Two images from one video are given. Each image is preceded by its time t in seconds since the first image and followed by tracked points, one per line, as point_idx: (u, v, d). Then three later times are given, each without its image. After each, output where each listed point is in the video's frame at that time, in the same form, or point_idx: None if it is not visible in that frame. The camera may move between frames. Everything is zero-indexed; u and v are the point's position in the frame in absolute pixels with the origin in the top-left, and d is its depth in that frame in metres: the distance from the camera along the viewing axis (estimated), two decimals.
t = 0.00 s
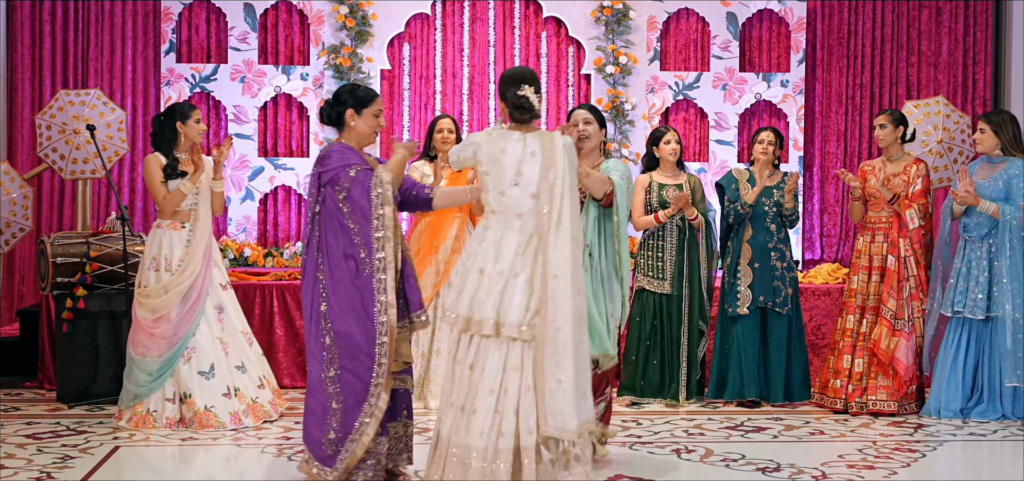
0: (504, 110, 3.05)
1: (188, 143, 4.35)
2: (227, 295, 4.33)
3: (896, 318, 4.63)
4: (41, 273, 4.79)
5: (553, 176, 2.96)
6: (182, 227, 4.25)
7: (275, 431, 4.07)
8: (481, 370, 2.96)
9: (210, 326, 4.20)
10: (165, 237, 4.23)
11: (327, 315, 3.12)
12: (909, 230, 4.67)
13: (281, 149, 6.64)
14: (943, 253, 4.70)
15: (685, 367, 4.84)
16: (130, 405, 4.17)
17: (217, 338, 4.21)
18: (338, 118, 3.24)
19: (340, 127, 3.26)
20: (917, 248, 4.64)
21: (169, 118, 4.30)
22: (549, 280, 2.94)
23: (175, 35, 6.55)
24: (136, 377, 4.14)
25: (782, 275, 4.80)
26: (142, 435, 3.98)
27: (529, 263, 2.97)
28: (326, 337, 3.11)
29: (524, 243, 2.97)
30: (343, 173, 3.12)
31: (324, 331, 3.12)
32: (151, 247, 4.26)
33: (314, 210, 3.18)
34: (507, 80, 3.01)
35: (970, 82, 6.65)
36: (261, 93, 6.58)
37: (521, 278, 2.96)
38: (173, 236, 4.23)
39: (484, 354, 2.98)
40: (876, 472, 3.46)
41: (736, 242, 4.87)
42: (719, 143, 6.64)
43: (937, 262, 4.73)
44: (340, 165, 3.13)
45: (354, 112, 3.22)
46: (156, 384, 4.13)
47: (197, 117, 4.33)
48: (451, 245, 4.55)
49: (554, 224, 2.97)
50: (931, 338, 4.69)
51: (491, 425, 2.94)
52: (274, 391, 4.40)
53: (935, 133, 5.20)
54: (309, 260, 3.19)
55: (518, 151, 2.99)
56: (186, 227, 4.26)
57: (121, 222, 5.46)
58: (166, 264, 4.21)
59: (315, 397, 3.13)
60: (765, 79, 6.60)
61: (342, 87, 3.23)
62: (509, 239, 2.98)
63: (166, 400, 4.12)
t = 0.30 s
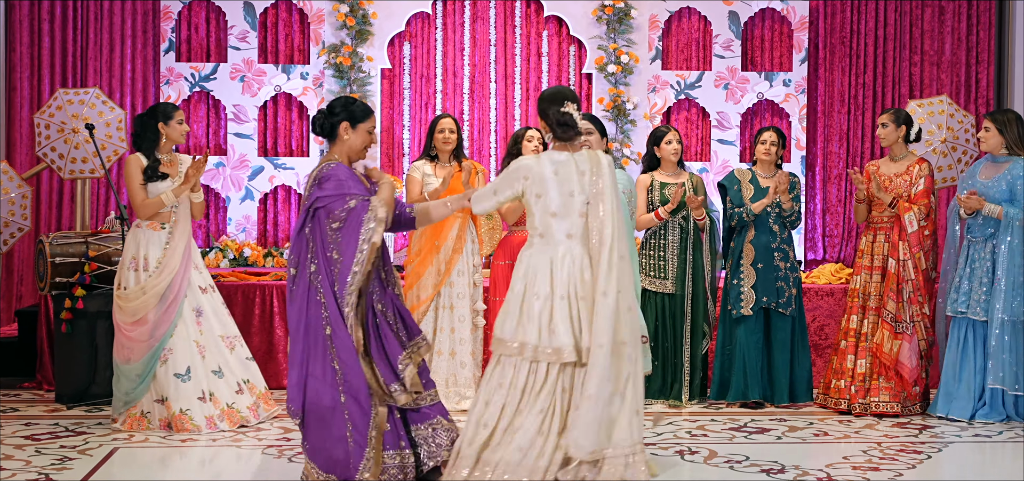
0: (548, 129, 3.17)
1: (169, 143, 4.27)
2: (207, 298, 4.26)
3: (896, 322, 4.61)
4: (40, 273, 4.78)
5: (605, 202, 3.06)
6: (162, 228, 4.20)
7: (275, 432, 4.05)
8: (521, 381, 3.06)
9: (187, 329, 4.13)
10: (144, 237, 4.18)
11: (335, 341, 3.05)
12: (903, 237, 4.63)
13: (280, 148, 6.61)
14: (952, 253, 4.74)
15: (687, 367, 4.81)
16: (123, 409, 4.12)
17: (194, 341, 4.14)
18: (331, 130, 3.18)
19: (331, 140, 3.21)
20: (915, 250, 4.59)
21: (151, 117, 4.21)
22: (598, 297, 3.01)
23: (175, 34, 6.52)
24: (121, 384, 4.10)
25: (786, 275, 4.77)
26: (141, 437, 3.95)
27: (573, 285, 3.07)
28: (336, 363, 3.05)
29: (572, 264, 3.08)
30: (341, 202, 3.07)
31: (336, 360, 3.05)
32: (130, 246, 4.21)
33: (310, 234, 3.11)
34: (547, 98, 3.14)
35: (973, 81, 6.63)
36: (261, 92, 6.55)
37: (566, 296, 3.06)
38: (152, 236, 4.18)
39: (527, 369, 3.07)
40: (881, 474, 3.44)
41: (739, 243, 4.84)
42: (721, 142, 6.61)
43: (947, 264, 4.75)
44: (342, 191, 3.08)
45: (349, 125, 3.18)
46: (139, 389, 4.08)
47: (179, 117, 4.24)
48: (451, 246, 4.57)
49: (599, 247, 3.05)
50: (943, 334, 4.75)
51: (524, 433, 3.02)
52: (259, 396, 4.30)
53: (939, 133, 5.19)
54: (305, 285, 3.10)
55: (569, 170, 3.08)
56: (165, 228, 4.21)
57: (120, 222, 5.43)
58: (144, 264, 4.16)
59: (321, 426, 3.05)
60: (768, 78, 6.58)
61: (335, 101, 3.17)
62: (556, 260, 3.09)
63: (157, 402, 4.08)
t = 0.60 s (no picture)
0: (564, 108, 3.07)
1: (160, 142, 4.23)
2: (200, 299, 4.18)
3: (890, 323, 4.59)
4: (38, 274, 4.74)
5: (623, 173, 3.03)
6: (155, 228, 4.14)
7: (275, 434, 4.02)
8: (547, 365, 3.00)
9: (177, 329, 4.07)
10: (136, 238, 4.13)
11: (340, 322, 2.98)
12: (898, 239, 4.61)
13: (281, 148, 6.58)
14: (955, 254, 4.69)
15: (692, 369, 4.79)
16: (121, 411, 4.09)
17: (184, 342, 4.07)
18: (348, 120, 3.11)
19: (351, 131, 3.14)
20: (910, 251, 4.56)
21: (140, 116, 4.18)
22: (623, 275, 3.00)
23: (175, 33, 6.49)
24: (113, 384, 4.07)
25: (789, 275, 4.74)
26: (139, 438, 3.92)
27: (592, 262, 3.01)
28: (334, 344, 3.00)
29: (591, 241, 3.03)
30: (399, 178, 3.01)
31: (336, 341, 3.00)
32: (123, 247, 4.16)
33: (353, 207, 3.02)
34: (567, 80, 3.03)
35: (976, 81, 6.60)
36: (261, 92, 6.52)
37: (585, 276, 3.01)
38: (144, 236, 4.12)
39: (554, 352, 3.00)
40: (888, 476, 3.41)
41: (743, 243, 4.80)
42: (723, 142, 6.59)
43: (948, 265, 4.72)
44: (392, 169, 3.02)
45: (366, 111, 3.11)
46: (131, 390, 4.04)
47: (170, 115, 4.22)
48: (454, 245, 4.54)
49: (618, 224, 3.02)
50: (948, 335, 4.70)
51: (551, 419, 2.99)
52: (248, 400, 4.23)
53: (943, 132, 5.16)
54: (335, 259, 3.03)
55: (580, 147, 3.02)
56: (157, 227, 4.15)
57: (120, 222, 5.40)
58: (137, 264, 4.10)
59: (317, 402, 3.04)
60: (770, 77, 6.56)
61: (348, 91, 3.11)
62: (574, 236, 3.02)
63: (149, 403, 4.03)
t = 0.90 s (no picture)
0: (594, 104, 3.05)
1: (161, 141, 4.21)
2: (200, 300, 4.17)
3: (889, 321, 4.57)
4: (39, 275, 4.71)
5: (649, 176, 2.93)
6: (156, 228, 4.12)
7: (276, 436, 4.00)
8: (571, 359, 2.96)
9: (177, 330, 4.05)
10: (138, 238, 4.10)
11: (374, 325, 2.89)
12: (897, 237, 4.60)
13: (283, 148, 6.55)
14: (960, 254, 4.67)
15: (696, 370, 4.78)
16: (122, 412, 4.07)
17: (185, 343, 4.06)
18: (361, 115, 3.02)
19: (365, 126, 3.05)
20: (909, 250, 4.54)
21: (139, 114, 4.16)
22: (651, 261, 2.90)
23: (176, 33, 6.48)
24: (114, 386, 4.05)
25: (793, 275, 4.72)
26: (140, 440, 3.89)
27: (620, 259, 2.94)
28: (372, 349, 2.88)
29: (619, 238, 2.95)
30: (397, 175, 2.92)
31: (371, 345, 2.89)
32: (124, 248, 4.14)
33: (358, 207, 2.95)
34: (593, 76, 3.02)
35: (980, 80, 6.58)
36: (262, 92, 6.50)
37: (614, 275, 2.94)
38: (145, 236, 4.10)
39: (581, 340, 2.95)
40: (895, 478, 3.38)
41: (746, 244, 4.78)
42: (726, 142, 6.57)
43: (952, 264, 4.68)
44: (396, 164, 2.94)
45: (379, 104, 3.01)
46: (132, 391, 4.02)
47: (169, 115, 4.19)
48: (456, 246, 4.54)
49: (644, 209, 2.92)
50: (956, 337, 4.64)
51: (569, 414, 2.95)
52: (250, 401, 4.19)
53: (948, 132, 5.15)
54: (347, 262, 2.96)
55: (607, 145, 2.98)
56: (159, 228, 4.13)
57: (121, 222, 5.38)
58: (138, 265, 4.08)
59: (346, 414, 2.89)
60: (774, 77, 6.53)
61: (356, 85, 3.01)
62: (601, 235, 2.96)
63: (150, 405, 4.00)
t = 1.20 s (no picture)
0: (629, 130, 3.00)
1: (168, 140, 4.19)
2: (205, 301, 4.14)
3: (888, 323, 4.56)
4: (40, 274, 4.68)
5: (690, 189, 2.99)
6: (168, 227, 4.10)
7: (279, 436, 3.98)
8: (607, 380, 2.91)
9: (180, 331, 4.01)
10: (149, 237, 4.08)
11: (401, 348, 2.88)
12: (897, 237, 4.58)
13: (284, 147, 6.53)
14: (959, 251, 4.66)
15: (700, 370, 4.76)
16: (124, 411, 4.06)
17: (192, 343, 4.03)
18: (369, 129, 3.00)
19: (371, 142, 3.03)
20: (908, 250, 4.53)
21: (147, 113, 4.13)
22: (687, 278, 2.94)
23: (177, 32, 6.48)
24: (119, 383, 4.04)
25: (797, 275, 4.70)
26: (141, 441, 3.87)
27: (661, 280, 2.93)
28: (398, 371, 2.88)
29: (662, 259, 2.95)
30: (405, 201, 2.89)
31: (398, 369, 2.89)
32: (135, 247, 4.12)
33: (368, 230, 2.92)
34: (619, 105, 2.99)
35: (983, 79, 6.55)
36: (264, 91, 6.50)
37: (657, 292, 2.92)
38: (156, 235, 4.08)
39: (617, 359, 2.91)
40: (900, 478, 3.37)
41: (750, 243, 4.77)
42: (729, 141, 6.57)
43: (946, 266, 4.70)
44: (403, 187, 2.91)
45: (388, 121, 3.02)
46: (137, 388, 4.01)
47: (177, 113, 4.17)
48: (458, 245, 4.50)
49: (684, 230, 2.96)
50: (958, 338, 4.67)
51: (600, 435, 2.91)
52: (254, 403, 4.18)
53: (952, 131, 5.13)
54: (359, 284, 2.93)
55: (654, 173, 2.95)
56: (170, 226, 4.11)
57: (122, 222, 5.37)
58: (149, 264, 4.07)
59: (368, 435, 2.88)
60: (776, 76, 6.54)
61: (364, 101, 3.01)
62: (645, 256, 2.93)
63: (152, 405, 3.99)
